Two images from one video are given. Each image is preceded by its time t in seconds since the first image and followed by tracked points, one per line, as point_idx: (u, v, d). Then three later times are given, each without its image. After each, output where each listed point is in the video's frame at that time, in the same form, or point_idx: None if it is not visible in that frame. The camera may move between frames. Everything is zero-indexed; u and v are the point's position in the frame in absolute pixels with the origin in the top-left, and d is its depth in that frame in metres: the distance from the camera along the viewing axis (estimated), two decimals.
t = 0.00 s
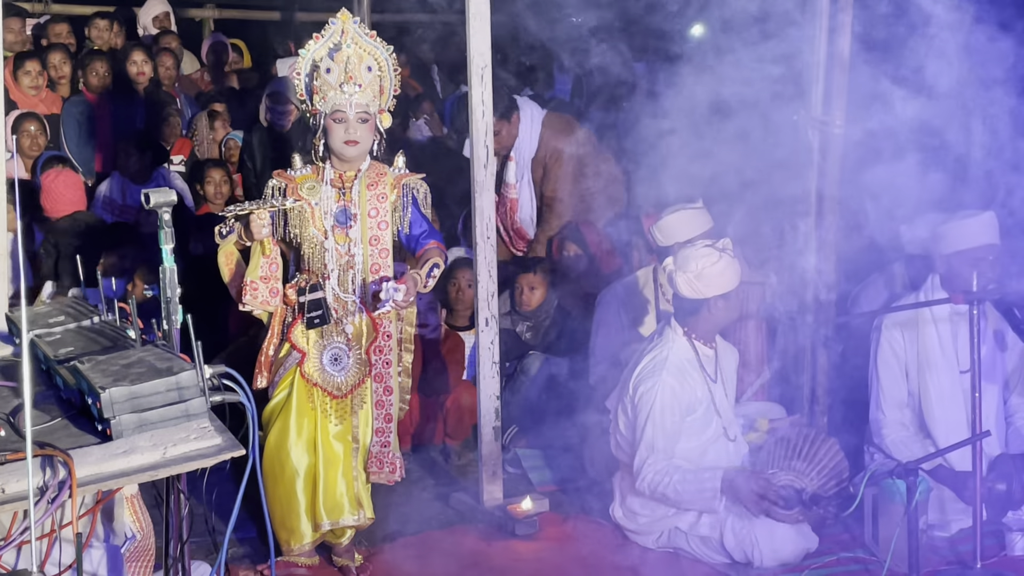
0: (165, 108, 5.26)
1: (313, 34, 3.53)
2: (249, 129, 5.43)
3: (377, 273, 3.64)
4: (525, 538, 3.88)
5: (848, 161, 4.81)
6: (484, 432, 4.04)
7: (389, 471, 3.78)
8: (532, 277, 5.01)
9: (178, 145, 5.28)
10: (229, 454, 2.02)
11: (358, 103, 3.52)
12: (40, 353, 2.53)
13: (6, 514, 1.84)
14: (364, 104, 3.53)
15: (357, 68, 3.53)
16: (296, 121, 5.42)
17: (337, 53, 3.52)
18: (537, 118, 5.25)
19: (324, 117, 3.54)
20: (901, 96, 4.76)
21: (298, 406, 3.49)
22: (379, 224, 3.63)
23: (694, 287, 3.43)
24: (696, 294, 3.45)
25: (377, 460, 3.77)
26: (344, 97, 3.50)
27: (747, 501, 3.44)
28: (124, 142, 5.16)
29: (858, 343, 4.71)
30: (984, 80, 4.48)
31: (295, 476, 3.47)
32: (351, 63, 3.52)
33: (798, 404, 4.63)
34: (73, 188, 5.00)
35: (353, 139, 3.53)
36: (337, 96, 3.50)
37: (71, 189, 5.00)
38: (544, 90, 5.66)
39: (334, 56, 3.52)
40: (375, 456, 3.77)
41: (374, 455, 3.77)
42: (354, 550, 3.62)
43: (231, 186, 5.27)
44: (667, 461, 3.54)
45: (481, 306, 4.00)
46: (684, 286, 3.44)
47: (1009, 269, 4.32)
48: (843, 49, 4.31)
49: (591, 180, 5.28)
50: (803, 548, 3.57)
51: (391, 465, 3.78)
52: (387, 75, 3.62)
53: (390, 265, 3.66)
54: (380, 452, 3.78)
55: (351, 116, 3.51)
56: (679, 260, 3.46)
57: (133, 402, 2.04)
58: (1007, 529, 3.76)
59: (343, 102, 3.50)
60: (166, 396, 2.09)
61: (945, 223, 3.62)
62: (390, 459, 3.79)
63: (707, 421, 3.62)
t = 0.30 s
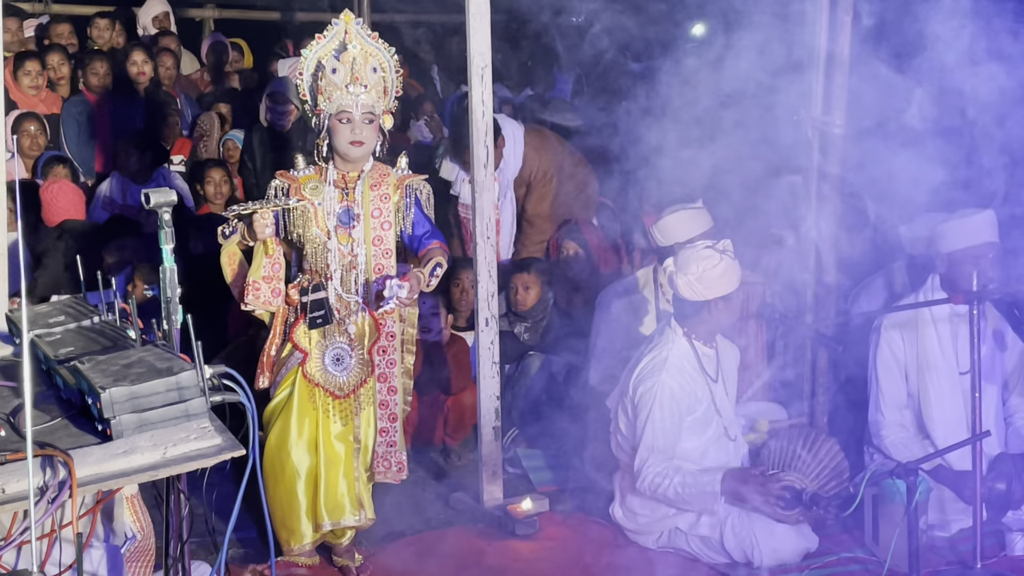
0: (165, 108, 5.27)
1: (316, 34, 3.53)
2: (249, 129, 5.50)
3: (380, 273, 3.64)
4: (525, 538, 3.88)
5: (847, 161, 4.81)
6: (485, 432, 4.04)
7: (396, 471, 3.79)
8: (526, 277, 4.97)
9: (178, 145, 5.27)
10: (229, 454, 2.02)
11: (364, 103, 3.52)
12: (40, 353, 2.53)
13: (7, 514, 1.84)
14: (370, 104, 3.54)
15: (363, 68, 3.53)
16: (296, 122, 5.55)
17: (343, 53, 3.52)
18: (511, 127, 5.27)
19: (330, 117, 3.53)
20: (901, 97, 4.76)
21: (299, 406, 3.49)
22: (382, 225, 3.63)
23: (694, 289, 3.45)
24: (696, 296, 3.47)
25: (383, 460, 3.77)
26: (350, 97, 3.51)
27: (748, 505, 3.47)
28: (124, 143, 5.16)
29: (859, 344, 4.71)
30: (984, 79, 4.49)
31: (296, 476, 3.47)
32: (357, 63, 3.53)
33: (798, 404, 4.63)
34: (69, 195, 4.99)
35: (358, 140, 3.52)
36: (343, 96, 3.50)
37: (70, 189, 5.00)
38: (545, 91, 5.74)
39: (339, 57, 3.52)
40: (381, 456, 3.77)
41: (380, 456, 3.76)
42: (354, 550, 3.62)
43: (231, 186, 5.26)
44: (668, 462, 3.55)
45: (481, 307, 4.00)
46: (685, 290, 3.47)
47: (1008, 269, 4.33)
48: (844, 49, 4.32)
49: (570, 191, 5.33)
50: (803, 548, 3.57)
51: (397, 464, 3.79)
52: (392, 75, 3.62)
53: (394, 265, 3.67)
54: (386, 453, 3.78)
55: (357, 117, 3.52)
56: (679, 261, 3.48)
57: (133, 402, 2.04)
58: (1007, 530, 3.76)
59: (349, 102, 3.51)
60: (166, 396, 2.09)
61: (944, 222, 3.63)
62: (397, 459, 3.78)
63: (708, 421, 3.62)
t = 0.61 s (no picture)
0: (165, 107, 5.33)
1: (315, 34, 3.52)
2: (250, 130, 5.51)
3: (382, 274, 3.65)
4: (525, 539, 3.88)
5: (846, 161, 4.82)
6: (484, 432, 4.04)
7: (396, 471, 3.79)
8: (522, 280, 4.90)
9: (177, 145, 5.33)
10: (229, 455, 2.02)
11: (367, 103, 3.52)
12: (40, 353, 2.53)
13: (6, 514, 1.84)
14: (374, 104, 3.53)
15: (366, 69, 3.53)
16: (296, 122, 5.54)
17: (345, 53, 3.52)
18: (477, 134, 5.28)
19: (333, 117, 3.52)
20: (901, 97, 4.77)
21: (299, 405, 3.48)
22: (384, 226, 3.63)
23: (695, 291, 3.45)
24: (697, 298, 3.47)
25: (384, 461, 3.76)
26: (354, 97, 3.50)
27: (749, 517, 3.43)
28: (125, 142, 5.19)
29: (858, 344, 4.71)
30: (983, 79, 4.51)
31: (295, 477, 3.47)
32: (360, 63, 3.52)
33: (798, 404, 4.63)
34: (90, 193, 4.90)
35: (362, 140, 3.52)
36: (347, 97, 3.50)
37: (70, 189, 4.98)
38: (544, 89, 5.99)
39: (342, 57, 3.52)
40: (382, 457, 3.76)
41: (380, 457, 3.77)
42: (354, 550, 3.62)
43: (231, 186, 5.22)
44: (669, 463, 3.54)
45: (481, 307, 3.99)
46: (685, 291, 3.45)
47: (1008, 269, 4.33)
48: (844, 49, 4.32)
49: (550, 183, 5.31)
50: (803, 548, 3.57)
51: (398, 465, 3.78)
52: (395, 76, 3.63)
53: (395, 266, 3.67)
54: (386, 453, 3.78)
55: (361, 117, 3.51)
56: (681, 263, 3.47)
57: (133, 402, 2.04)
58: (1007, 530, 3.76)
59: (353, 102, 3.50)
60: (166, 396, 2.09)
61: (943, 223, 3.63)
62: (397, 460, 3.79)
63: (707, 422, 3.62)
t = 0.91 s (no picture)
0: (164, 107, 5.32)
1: (313, 35, 3.51)
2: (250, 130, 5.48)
3: (383, 274, 3.66)
4: (525, 539, 3.88)
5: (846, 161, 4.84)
6: (484, 432, 4.04)
7: (395, 472, 3.81)
8: (530, 277, 4.80)
9: (177, 145, 5.32)
10: (229, 455, 2.02)
11: (368, 104, 3.52)
12: (40, 353, 2.53)
13: (6, 514, 1.84)
14: (374, 105, 3.54)
15: (366, 69, 3.52)
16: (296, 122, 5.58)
17: (346, 54, 3.52)
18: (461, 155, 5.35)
19: (333, 118, 3.52)
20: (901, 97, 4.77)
21: (299, 406, 3.48)
22: (385, 226, 3.64)
23: (697, 292, 3.43)
24: (698, 299, 3.45)
25: (383, 461, 3.79)
26: (355, 98, 3.50)
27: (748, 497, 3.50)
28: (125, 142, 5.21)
29: (857, 345, 4.71)
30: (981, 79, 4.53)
31: (295, 477, 3.48)
32: (360, 64, 3.52)
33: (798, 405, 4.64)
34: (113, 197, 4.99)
35: (363, 140, 3.52)
36: (348, 98, 3.50)
37: (69, 188, 4.98)
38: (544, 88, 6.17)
39: (342, 58, 3.51)
40: (381, 457, 3.78)
41: (380, 457, 3.78)
42: (354, 551, 3.62)
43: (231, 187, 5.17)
44: (669, 464, 3.55)
45: (481, 307, 3.99)
46: (687, 292, 3.44)
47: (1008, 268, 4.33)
48: (843, 50, 4.32)
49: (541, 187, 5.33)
50: (803, 548, 3.55)
51: (397, 465, 3.80)
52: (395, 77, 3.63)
53: (396, 266, 3.68)
54: (386, 454, 3.79)
55: (362, 117, 3.51)
56: (682, 264, 3.45)
57: (133, 402, 2.04)
58: (1007, 531, 3.75)
59: (353, 103, 3.50)
60: (166, 396, 2.09)
61: (943, 223, 3.63)
62: (397, 461, 3.80)
63: (708, 423, 3.63)
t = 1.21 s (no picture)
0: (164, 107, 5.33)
1: (310, 36, 3.52)
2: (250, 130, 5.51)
3: (382, 274, 3.66)
4: (525, 538, 3.88)
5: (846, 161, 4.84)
6: (484, 432, 4.04)
7: (396, 472, 3.78)
8: (535, 276, 4.84)
9: (177, 145, 5.26)
10: (229, 455, 2.02)
11: (366, 103, 3.52)
12: (40, 353, 2.53)
13: (6, 514, 1.84)
14: (373, 104, 3.54)
15: (365, 69, 3.53)
16: (296, 122, 5.60)
17: (345, 54, 3.52)
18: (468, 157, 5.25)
19: (332, 118, 3.52)
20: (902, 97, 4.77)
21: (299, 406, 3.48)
22: (384, 226, 3.64)
23: (699, 293, 3.42)
24: (700, 299, 3.44)
25: (384, 461, 3.76)
26: (354, 98, 3.50)
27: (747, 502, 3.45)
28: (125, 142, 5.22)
29: (857, 344, 4.71)
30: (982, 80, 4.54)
31: (295, 477, 3.48)
32: (359, 63, 3.52)
33: (798, 404, 4.64)
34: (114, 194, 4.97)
35: (363, 140, 3.51)
36: (347, 97, 3.50)
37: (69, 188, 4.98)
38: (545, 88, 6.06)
39: (341, 57, 3.51)
40: (381, 457, 3.76)
41: (380, 457, 3.75)
42: (354, 550, 3.62)
43: (231, 187, 5.16)
44: (670, 464, 3.54)
45: (481, 307, 3.99)
46: (690, 293, 3.43)
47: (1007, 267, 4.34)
48: (844, 50, 4.32)
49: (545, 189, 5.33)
50: (803, 548, 3.58)
51: (398, 465, 3.78)
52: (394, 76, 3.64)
53: (395, 266, 3.68)
54: (386, 454, 3.78)
55: (361, 117, 3.51)
56: (682, 265, 3.44)
57: (133, 402, 2.04)
58: (1007, 530, 3.75)
59: (352, 103, 3.50)
60: (166, 396, 2.09)
61: (942, 223, 3.62)
62: (397, 461, 3.78)
63: (708, 424, 3.63)
